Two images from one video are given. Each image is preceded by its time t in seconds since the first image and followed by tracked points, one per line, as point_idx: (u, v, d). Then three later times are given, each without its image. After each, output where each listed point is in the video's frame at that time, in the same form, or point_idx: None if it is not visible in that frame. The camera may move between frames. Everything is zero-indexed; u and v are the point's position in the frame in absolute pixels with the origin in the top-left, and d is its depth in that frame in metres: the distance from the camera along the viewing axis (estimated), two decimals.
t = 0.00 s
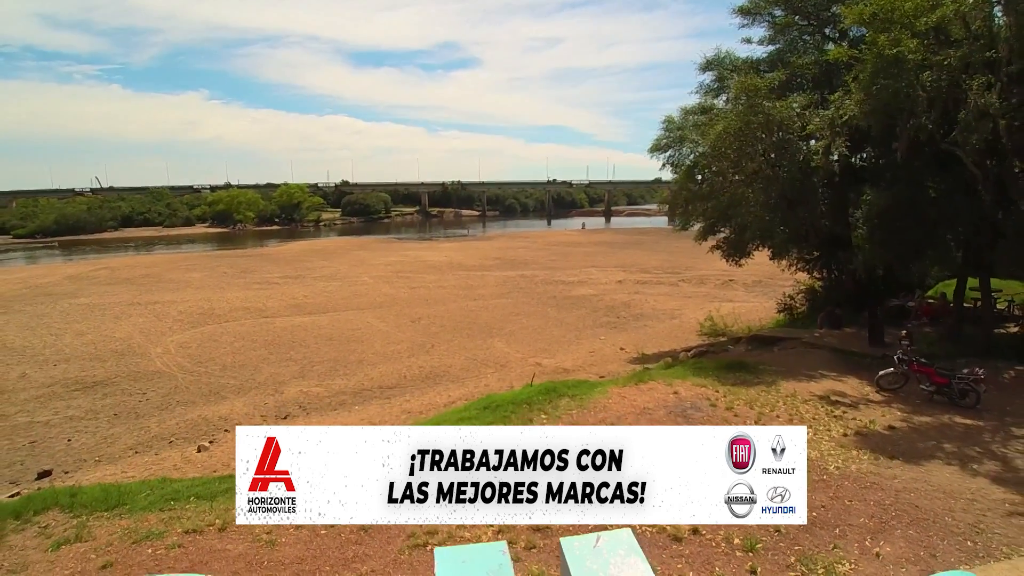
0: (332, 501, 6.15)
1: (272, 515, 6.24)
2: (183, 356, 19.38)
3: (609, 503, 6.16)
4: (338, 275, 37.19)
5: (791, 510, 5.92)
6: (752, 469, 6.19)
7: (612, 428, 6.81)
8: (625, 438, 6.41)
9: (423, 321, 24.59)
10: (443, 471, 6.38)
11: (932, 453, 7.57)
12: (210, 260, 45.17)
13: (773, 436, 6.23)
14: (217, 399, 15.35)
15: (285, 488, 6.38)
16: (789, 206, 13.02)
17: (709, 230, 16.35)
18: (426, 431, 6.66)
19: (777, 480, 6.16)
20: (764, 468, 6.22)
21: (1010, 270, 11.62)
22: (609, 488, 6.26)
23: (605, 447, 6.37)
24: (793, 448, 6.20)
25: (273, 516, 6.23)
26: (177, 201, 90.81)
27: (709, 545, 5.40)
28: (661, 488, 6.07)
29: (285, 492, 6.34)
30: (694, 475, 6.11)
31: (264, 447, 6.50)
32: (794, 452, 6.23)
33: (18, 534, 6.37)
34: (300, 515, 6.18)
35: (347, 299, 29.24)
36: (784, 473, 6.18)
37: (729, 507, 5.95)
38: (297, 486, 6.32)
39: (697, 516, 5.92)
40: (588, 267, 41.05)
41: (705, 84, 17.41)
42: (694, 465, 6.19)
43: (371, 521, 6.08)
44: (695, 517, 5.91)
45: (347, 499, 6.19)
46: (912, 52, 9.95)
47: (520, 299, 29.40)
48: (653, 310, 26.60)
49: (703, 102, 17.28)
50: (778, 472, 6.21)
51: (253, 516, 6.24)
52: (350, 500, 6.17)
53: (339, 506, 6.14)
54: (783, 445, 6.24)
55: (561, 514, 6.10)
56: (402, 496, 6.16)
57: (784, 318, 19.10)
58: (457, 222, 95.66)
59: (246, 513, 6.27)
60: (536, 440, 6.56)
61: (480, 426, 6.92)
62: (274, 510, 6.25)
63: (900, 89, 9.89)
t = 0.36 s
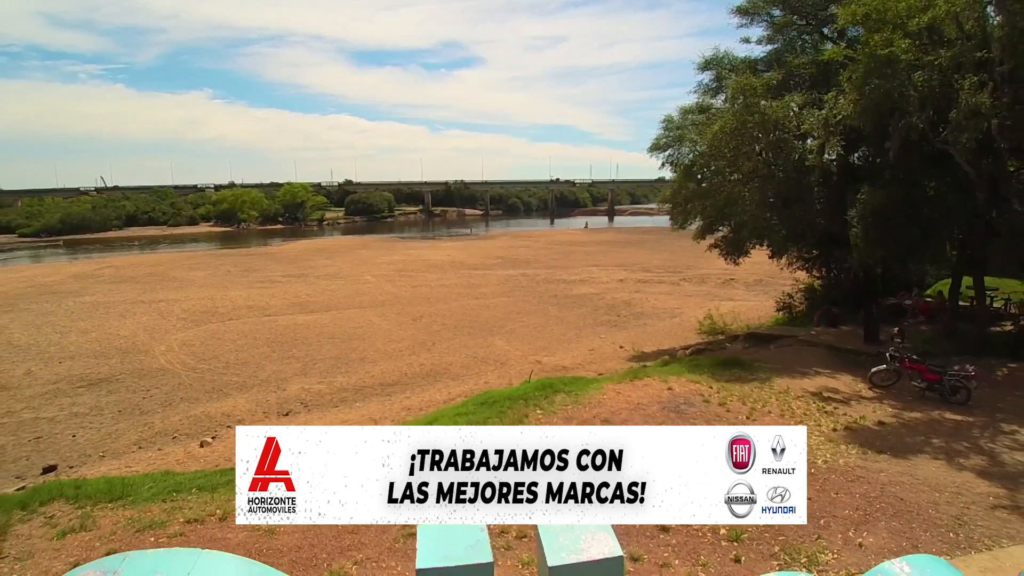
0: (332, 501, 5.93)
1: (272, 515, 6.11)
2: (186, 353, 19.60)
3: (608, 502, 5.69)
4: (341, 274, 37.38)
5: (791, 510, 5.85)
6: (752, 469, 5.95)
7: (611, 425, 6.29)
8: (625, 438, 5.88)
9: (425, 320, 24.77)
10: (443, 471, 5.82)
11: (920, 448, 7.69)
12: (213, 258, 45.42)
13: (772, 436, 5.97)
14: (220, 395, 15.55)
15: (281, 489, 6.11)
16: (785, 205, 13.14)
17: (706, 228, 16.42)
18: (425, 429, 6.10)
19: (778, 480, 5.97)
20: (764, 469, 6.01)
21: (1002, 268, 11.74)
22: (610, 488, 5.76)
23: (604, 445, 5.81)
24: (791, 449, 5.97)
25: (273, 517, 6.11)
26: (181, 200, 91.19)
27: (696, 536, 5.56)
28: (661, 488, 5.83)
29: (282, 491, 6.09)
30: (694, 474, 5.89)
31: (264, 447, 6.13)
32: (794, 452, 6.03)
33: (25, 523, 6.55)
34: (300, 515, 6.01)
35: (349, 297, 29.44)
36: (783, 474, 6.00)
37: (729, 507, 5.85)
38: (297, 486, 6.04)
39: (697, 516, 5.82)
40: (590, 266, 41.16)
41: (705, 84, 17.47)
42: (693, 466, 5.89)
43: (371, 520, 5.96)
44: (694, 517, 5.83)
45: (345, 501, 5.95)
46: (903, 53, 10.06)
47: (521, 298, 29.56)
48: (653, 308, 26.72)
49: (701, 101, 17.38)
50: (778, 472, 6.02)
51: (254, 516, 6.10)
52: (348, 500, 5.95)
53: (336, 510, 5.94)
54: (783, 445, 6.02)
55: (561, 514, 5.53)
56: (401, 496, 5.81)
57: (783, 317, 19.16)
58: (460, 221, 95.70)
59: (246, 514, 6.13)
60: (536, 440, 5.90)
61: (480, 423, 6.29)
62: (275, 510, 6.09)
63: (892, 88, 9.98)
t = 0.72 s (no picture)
0: (331, 501, 5.67)
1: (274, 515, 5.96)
2: (189, 351, 19.79)
3: (608, 499, 5.22)
4: (344, 273, 37.52)
5: (791, 510, 5.64)
6: (752, 470, 5.62)
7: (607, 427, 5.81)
8: (622, 439, 5.39)
9: (426, 318, 24.91)
10: (443, 470, 5.20)
11: (909, 444, 7.82)
12: (217, 257, 45.63)
13: (773, 437, 5.66)
14: (223, 393, 15.72)
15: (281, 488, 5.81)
16: (781, 205, 13.27)
17: (705, 228, 16.50)
18: (427, 430, 5.68)
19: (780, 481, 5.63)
20: (764, 469, 5.65)
21: (997, 267, 11.84)
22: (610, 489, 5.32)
23: (599, 445, 5.27)
24: (781, 450, 5.55)
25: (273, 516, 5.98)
26: (185, 199, 91.50)
27: (686, 526, 5.71)
28: (661, 488, 5.56)
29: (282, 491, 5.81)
30: (692, 477, 5.61)
31: (261, 447, 5.83)
32: (795, 451, 5.63)
33: (32, 514, 6.72)
34: (300, 514, 5.79)
35: (351, 296, 29.60)
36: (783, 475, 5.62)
37: (729, 507, 5.71)
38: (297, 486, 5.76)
39: (697, 517, 5.68)
40: (592, 265, 41.23)
41: (704, 84, 17.55)
42: (692, 468, 5.61)
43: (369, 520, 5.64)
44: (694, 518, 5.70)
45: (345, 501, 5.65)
46: (897, 53, 10.18)
47: (522, 297, 29.68)
48: (654, 307, 26.83)
49: (700, 101, 17.47)
50: (779, 472, 5.64)
51: (252, 514, 5.90)
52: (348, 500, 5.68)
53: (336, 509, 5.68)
54: (783, 445, 5.61)
55: (563, 515, 5.02)
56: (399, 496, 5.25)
57: (783, 316, 19.23)
58: (463, 220, 95.68)
59: (247, 513, 5.99)
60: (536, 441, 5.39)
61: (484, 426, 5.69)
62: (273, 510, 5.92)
63: (885, 89, 10.13)
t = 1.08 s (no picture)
0: (336, 498, 3.72)
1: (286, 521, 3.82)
2: (194, 349, 20.01)
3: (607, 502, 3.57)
4: (347, 272, 37.78)
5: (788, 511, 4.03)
6: (750, 470, 3.94)
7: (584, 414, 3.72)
8: (628, 433, 3.54)
9: (429, 317, 25.12)
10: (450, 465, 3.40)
11: (903, 441, 7.90)
12: (222, 256, 46.00)
13: (773, 433, 4.13)
14: (227, 390, 15.89)
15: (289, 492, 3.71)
16: (780, 204, 13.37)
17: (706, 228, 16.58)
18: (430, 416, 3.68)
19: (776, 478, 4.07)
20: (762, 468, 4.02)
21: (993, 267, 11.92)
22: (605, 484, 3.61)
23: (604, 441, 3.50)
24: (791, 451, 3.93)
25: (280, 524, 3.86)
26: (190, 199, 92.01)
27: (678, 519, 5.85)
28: (661, 486, 3.70)
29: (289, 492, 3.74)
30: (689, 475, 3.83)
31: (264, 447, 3.86)
32: (790, 448, 4.06)
33: (40, 507, 6.87)
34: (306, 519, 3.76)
35: (355, 295, 29.82)
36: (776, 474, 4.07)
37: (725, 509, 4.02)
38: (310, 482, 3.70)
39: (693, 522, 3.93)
40: (594, 264, 41.40)
41: (704, 84, 17.65)
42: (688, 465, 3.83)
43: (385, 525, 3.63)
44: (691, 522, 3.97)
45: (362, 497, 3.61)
46: (892, 55, 10.28)
47: (524, 296, 29.87)
48: (655, 307, 26.98)
49: (701, 101, 17.57)
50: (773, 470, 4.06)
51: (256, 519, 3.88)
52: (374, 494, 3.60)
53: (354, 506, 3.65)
54: (779, 442, 4.02)
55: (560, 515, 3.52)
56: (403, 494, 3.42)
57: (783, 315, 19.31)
58: (466, 220, 95.94)
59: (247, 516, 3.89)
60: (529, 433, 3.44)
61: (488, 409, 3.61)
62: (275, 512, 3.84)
63: (881, 90, 10.29)
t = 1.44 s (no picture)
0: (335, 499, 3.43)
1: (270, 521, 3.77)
2: (197, 347, 20.17)
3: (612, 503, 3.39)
4: (349, 271, 37.93)
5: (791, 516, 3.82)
6: (754, 473, 3.74)
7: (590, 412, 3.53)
8: (629, 431, 3.34)
9: (431, 316, 25.24)
10: (445, 472, 3.21)
11: (898, 439, 7.99)
12: (225, 256, 46.15)
13: (772, 435, 3.92)
14: (230, 389, 16.03)
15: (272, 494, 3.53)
16: (779, 204, 13.42)
17: (706, 227, 16.62)
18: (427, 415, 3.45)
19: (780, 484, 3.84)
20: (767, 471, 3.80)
21: (991, 267, 11.95)
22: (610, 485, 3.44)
23: (604, 440, 3.31)
24: (791, 450, 3.71)
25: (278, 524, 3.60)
26: (193, 198, 92.19)
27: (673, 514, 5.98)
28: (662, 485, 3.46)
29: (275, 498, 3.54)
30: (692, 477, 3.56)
31: (264, 448, 3.56)
32: (795, 449, 3.87)
33: (46, 502, 7.00)
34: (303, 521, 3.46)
35: (357, 294, 29.96)
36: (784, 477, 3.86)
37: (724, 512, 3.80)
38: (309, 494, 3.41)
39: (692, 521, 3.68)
40: (596, 264, 41.45)
41: (705, 84, 17.71)
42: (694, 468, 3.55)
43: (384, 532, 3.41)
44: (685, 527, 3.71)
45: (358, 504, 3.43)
46: (891, 55, 10.35)
47: (526, 295, 29.97)
48: (656, 306, 27.05)
49: (701, 101, 17.64)
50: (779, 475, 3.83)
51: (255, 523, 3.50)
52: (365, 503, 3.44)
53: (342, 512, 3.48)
54: (785, 441, 3.81)
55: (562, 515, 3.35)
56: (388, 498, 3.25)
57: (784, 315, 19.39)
58: (468, 220, 95.97)
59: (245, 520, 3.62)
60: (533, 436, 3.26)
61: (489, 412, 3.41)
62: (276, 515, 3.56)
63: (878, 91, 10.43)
